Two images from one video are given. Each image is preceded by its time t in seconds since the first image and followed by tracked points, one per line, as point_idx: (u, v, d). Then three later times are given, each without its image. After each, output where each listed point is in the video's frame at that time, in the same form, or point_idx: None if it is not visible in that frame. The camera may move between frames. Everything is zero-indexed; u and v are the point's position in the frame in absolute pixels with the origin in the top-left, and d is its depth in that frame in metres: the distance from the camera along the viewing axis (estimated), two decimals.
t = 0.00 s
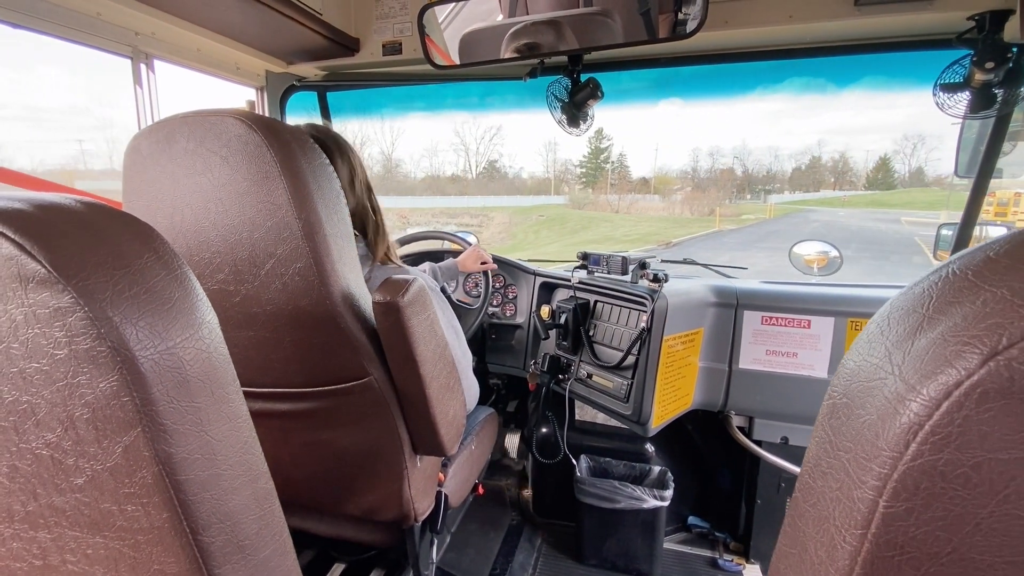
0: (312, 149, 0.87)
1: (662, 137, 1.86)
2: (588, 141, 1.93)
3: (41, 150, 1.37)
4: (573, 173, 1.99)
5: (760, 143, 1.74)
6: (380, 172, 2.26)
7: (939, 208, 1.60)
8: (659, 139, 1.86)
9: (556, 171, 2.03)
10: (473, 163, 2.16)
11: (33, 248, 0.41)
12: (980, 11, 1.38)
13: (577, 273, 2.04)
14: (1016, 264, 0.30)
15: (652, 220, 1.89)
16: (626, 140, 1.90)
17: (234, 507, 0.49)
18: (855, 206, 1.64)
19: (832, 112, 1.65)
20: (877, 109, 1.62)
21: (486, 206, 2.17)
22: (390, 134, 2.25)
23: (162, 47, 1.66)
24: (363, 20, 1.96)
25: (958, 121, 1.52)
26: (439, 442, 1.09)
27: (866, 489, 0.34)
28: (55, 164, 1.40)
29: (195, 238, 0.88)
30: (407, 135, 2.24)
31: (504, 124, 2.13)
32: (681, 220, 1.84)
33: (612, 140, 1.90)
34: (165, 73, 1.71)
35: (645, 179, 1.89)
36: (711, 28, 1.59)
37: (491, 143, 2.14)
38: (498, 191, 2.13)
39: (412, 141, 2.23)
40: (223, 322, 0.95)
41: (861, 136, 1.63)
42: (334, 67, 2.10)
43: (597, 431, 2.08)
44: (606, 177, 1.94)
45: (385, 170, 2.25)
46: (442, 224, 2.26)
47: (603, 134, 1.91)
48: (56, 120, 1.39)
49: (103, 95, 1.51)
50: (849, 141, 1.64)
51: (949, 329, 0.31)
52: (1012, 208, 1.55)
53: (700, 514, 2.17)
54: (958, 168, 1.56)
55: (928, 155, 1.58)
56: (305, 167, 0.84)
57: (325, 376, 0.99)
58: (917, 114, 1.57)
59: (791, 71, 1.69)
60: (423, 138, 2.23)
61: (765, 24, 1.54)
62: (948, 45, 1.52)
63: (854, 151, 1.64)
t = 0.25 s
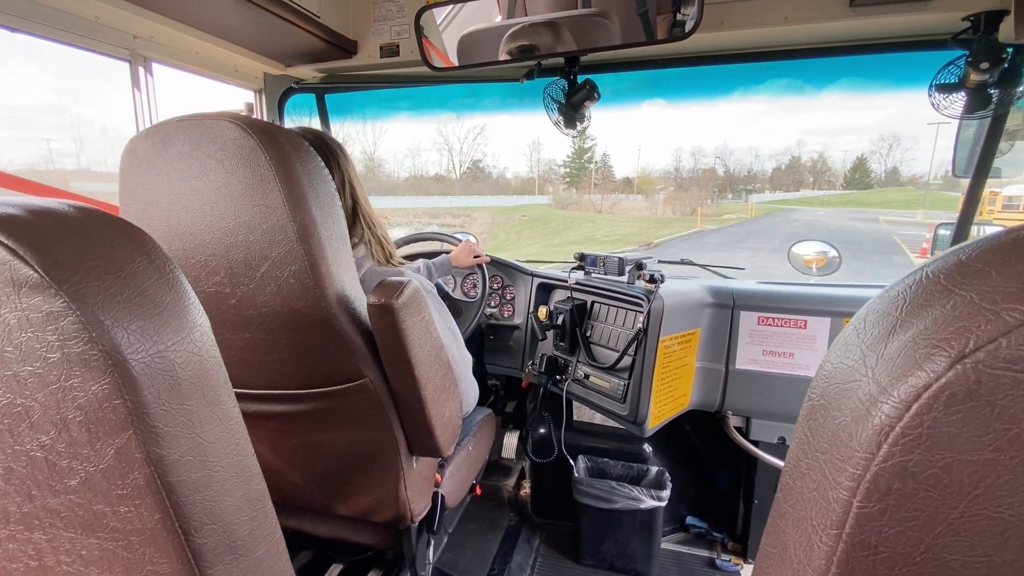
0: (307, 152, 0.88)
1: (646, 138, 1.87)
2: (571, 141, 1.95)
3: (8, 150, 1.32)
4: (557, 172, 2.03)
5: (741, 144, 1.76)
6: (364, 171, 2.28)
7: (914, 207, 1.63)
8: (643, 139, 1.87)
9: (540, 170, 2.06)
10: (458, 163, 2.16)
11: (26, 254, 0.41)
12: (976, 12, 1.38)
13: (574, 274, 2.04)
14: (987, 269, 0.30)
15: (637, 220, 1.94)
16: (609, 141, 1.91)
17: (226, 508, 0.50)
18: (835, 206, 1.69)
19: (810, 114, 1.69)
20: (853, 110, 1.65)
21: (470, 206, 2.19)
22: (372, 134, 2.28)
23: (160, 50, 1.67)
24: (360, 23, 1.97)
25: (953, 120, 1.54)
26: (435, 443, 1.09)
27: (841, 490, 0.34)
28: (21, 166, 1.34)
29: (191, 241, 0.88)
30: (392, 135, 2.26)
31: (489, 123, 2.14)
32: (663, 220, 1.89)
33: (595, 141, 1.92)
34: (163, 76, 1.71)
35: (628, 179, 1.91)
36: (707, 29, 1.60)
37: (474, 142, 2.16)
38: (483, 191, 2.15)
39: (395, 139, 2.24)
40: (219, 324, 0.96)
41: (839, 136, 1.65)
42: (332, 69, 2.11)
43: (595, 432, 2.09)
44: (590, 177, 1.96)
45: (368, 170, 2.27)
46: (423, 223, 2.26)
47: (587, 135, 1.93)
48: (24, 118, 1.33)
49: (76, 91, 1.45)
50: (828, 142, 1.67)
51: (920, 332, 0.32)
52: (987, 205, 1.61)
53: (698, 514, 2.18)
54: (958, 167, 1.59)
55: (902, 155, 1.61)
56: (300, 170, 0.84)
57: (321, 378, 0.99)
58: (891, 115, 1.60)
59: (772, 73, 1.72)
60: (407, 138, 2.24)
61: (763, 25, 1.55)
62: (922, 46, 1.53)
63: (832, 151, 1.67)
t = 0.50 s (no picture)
0: (305, 155, 0.88)
1: (625, 137, 1.87)
2: (552, 141, 1.98)
3: None
4: (538, 172, 2.03)
5: (717, 144, 1.77)
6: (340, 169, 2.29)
7: (886, 207, 1.61)
8: (622, 138, 1.87)
9: (522, 170, 2.05)
10: (438, 163, 2.15)
11: (28, 261, 0.41)
12: (973, 11, 1.38)
13: (573, 275, 2.03)
14: (992, 274, 0.30)
15: (615, 219, 1.94)
16: (589, 141, 1.91)
17: (228, 514, 0.50)
18: (810, 205, 1.70)
19: (784, 115, 1.70)
20: (822, 112, 1.66)
21: (449, 206, 2.17)
22: (351, 134, 2.29)
23: (160, 54, 1.67)
24: (359, 25, 1.97)
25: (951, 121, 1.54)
26: (436, 445, 1.09)
27: (846, 495, 0.34)
28: None
29: (189, 245, 0.88)
30: (371, 136, 2.27)
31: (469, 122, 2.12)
32: (642, 220, 1.90)
33: (575, 140, 1.91)
34: (162, 80, 1.71)
35: (608, 179, 1.93)
36: (706, 29, 1.60)
37: (455, 142, 2.13)
38: (464, 191, 2.14)
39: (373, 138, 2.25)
40: (219, 328, 0.96)
41: (814, 137, 1.67)
42: (330, 71, 2.11)
43: (595, 433, 2.09)
44: (570, 177, 1.98)
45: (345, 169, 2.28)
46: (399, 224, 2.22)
47: (566, 135, 1.92)
48: None
49: (54, 89, 1.39)
50: (802, 142, 1.69)
51: (924, 337, 0.32)
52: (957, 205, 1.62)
53: (699, 514, 2.18)
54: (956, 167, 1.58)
55: (873, 156, 1.62)
56: (297, 174, 0.84)
57: (321, 381, 0.99)
58: (860, 117, 1.61)
59: (746, 75, 1.74)
60: (385, 138, 2.25)
61: (761, 25, 1.55)
62: (892, 49, 1.56)
63: (807, 151, 1.68)
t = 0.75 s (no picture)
0: (321, 151, 0.88)
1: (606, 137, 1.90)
2: (536, 141, 2.05)
3: None
4: (521, 173, 2.07)
5: (699, 145, 1.81)
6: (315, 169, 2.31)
7: (864, 205, 1.63)
8: (604, 140, 1.90)
9: (505, 171, 2.10)
10: (422, 162, 2.18)
11: (62, 254, 0.41)
12: (978, 12, 1.39)
13: (580, 274, 2.04)
14: None
15: (597, 219, 1.98)
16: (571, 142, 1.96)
17: (256, 507, 0.50)
18: (788, 205, 1.73)
19: (764, 117, 1.73)
20: (800, 113, 1.69)
21: (429, 206, 2.20)
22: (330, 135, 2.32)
23: (167, 51, 1.67)
24: (365, 24, 1.97)
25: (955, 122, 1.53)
26: (447, 443, 1.09)
27: (889, 484, 0.35)
28: None
29: (205, 242, 0.88)
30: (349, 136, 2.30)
31: (452, 122, 2.19)
32: (624, 219, 1.92)
33: (558, 140, 2.00)
34: (169, 77, 1.71)
35: (592, 179, 1.96)
36: (714, 29, 1.60)
37: (437, 142, 2.18)
38: (448, 190, 2.17)
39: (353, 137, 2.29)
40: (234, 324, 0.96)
41: (791, 138, 1.70)
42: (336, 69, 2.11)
43: (600, 431, 2.09)
44: (553, 177, 2.01)
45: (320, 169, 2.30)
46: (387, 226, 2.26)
47: (549, 134, 2.02)
48: None
49: (18, 92, 1.28)
50: (781, 142, 1.71)
51: (968, 328, 0.32)
52: (933, 205, 1.59)
53: (703, 513, 2.18)
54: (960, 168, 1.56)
55: (849, 157, 1.66)
56: (314, 171, 0.84)
57: (335, 378, 0.99)
58: (836, 119, 1.64)
59: (729, 77, 1.78)
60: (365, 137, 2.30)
61: (767, 24, 1.55)
62: (871, 49, 1.60)
63: (785, 151, 1.71)
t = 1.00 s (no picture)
0: (325, 149, 0.87)
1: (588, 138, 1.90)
2: (517, 141, 2.08)
3: None
4: (503, 173, 2.09)
5: (678, 144, 1.80)
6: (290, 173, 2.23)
7: (840, 205, 1.64)
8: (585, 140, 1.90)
9: (486, 170, 2.11)
10: (403, 162, 2.14)
11: (69, 250, 0.41)
12: (978, 9, 1.40)
13: (582, 272, 2.03)
14: None
15: (579, 218, 1.95)
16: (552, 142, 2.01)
17: (265, 505, 0.50)
18: (765, 204, 1.72)
19: (742, 116, 1.74)
20: (777, 113, 1.70)
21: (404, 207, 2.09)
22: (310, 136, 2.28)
23: (167, 50, 1.67)
24: (366, 22, 1.97)
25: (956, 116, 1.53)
26: (451, 441, 1.09)
27: (907, 477, 0.35)
28: None
29: (208, 240, 0.88)
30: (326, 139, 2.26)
31: (432, 122, 2.21)
32: (604, 219, 1.91)
33: (539, 140, 2.04)
34: (169, 76, 1.71)
35: (573, 179, 1.95)
36: (716, 26, 1.60)
37: (417, 141, 2.18)
38: (428, 190, 2.12)
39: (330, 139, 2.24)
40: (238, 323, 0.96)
41: (767, 138, 1.71)
42: (337, 68, 2.11)
43: (603, 429, 2.09)
44: (535, 176, 2.02)
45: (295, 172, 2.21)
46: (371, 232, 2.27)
47: (530, 134, 2.05)
48: None
49: None
50: (758, 143, 1.72)
51: (986, 319, 0.32)
52: (907, 204, 1.59)
53: (706, 510, 2.18)
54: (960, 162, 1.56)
55: (824, 157, 1.67)
56: (318, 168, 0.84)
57: (339, 376, 0.99)
58: (811, 120, 1.65)
59: (711, 77, 1.79)
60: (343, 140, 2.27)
61: (768, 21, 1.55)
62: (846, 49, 1.62)
63: (763, 151, 1.72)
